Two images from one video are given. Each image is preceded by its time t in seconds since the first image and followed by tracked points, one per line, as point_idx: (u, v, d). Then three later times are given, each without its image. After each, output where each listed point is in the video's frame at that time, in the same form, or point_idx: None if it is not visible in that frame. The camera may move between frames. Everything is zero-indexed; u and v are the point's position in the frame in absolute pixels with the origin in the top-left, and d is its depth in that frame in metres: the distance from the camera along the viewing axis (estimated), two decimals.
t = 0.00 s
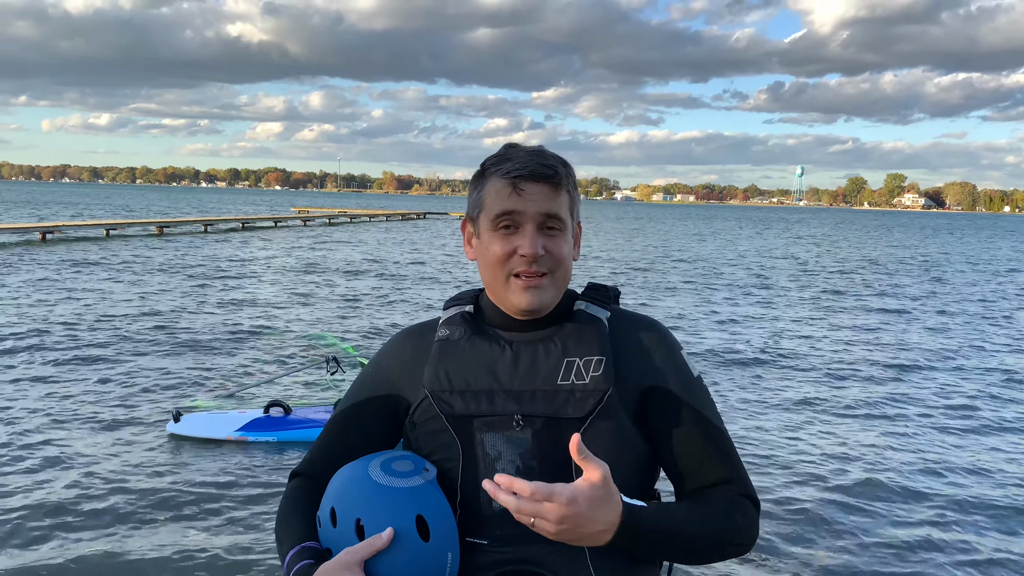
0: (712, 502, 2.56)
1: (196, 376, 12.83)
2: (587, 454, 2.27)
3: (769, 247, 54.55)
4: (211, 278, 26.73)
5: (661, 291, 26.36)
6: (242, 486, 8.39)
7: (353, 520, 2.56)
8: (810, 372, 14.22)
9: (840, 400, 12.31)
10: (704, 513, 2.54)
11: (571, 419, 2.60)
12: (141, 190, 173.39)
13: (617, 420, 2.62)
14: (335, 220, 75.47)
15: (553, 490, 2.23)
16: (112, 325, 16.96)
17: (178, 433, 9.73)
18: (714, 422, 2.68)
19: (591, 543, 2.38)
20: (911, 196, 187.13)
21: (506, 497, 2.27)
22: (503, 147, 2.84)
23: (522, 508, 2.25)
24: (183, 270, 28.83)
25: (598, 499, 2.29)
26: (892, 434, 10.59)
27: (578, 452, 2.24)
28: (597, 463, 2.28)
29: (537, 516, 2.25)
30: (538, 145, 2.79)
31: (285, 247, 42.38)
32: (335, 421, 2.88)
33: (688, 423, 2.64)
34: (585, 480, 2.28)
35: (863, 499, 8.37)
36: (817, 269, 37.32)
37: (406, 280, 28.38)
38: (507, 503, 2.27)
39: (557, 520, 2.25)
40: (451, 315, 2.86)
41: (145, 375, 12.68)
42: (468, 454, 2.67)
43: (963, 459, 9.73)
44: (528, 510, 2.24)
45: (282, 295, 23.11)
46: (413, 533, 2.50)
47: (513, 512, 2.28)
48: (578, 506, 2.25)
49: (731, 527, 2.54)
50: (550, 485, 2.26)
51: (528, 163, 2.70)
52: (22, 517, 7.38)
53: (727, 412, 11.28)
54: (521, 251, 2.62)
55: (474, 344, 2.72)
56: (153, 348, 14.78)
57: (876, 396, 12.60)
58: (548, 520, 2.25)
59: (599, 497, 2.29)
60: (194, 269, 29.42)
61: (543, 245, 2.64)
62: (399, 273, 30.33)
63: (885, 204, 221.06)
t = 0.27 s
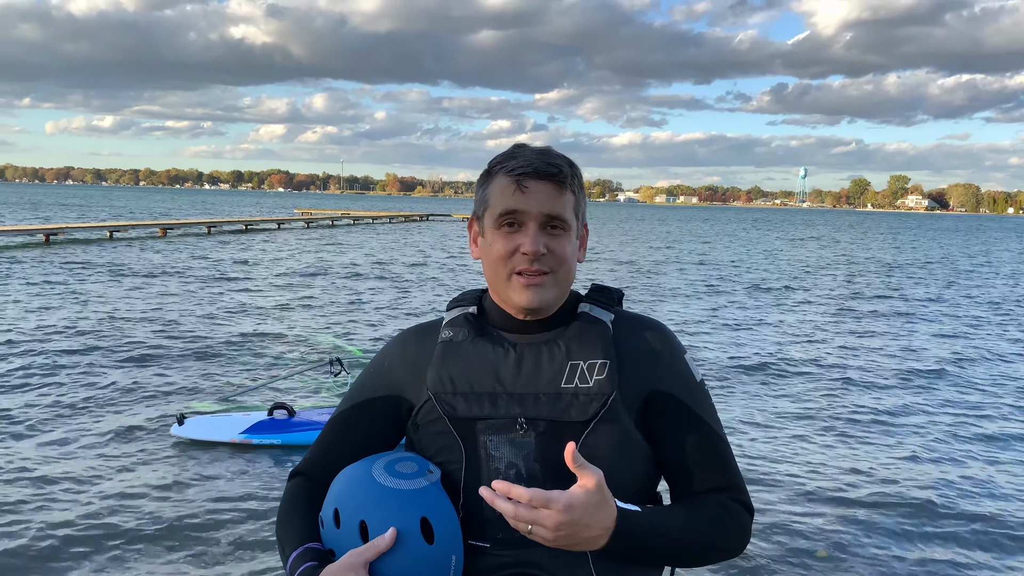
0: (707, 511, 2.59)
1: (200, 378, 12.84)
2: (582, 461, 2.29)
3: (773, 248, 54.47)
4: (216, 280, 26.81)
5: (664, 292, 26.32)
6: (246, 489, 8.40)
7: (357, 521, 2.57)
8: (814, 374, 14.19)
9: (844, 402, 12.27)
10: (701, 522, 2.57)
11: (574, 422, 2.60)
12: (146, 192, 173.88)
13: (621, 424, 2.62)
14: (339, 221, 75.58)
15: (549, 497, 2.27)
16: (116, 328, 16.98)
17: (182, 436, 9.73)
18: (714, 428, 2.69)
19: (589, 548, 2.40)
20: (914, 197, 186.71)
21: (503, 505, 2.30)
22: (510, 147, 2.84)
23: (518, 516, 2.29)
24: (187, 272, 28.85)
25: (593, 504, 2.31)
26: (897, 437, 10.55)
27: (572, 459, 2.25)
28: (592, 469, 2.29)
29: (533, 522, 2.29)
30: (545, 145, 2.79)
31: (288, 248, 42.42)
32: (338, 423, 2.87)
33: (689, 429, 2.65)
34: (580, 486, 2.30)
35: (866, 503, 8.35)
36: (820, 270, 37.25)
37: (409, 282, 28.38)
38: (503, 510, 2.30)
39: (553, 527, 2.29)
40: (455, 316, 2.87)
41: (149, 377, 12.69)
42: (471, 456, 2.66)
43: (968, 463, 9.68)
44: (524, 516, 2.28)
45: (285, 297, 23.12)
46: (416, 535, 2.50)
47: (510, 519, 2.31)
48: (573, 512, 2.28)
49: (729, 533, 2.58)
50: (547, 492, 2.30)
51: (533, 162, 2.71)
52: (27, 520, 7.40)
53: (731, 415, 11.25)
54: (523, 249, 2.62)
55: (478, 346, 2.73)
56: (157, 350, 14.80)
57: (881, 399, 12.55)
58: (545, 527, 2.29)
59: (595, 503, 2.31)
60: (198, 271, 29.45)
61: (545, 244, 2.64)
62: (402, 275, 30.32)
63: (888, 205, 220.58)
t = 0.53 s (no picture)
0: (708, 512, 2.61)
1: (202, 380, 12.85)
2: (584, 465, 2.30)
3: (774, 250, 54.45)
4: (217, 281, 26.84)
5: (665, 293, 26.32)
6: (248, 490, 8.41)
7: (362, 523, 2.57)
8: (816, 375, 14.18)
9: (846, 403, 12.26)
10: (703, 524, 2.58)
11: (577, 423, 2.61)
12: (148, 194, 174.11)
13: (623, 425, 2.63)
14: (340, 223, 75.62)
15: (553, 502, 2.28)
16: (117, 329, 16.98)
17: (184, 437, 9.75)
18: (715, 431, 2.71)
19: (591, 552, 2.40)
20: (916, 199, 186.52)
21: (507, 515, 2.29)
22: (518, 149, 2.85)
23: (523, 524, 2.27)
24: (187, 273, 28.86)
25: (596, 507, 2.32)
26: (899, 437, 10.55)
27: (575, 463, 2.28)
28: (595, 472, 2.31)
29: (539, 529, 2.28)
30: (553, 148, 2.81)
31: (289, 250, 42.42)
32: (340, 425, 2.88)
33: (691, 431, 2.67)
34: (582, 489, 2.31)
35: (870, 502, 8.35)
36: (822, 272, 37.26)
37: (410, 283, 28.38)
38: (508, 521, 2.28)
39: (558, 532, 2.29)
40: (457, 318, 2.88)
41: (151, 379, 12.70)
42: (475, 457, 2.67)
43: (971, 462, 9.68)
44: (529, 524, 2.27)
45: (287, 298, 23.15)
46: (422, 537, 2.51)
47: (515, 529, 2.30)
48: (577, 515, 2.29)
49: (731, 533, 2.60)
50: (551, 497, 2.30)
51: (541, 165, 2.72)
52: (31, 521, 7.42)
53: (733, 416, 11.24)
54: (529, 252, 2.64)
55: (481, 348, 2.74)
56: (158, 351, 14.81)
57: (883, 399, 12.55)
58: (551, 532, 2.28)
59: (598, 504, 2.32)
60: (199, 272, 29.45)
61: (551, 247, 2.66)
62: (403, 276, 30.33)
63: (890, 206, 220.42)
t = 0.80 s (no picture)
0: (721, 499, 2.58)
1: (203, 380, 12.85)
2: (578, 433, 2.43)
3: (776, 250, 54.44)
4: (219, 282, 26.87)
5: (666, 294, 26.32)
6: (249, 490, 8.42)
7: (363, 527, 2.57)
8: (817, 376, 14.17)
9: (848, 403, 12.25)
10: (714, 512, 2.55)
11: (578, 422, 2.60)
12: (150, 194, 174.28)
13: (622, 425, 2.63)
14: (341, 224, 75.69)
15: (548, 465, 2.37)
16: (118, 329, 17.00)
17: (185, 437, 9.76)
18: (717, 429, 2.71)
19: (605, 519, 2.39)
20: (917, 200, 186.62)
21: (505, 492, 2.40)
22: (520, 150, 2.86)
23: (521, 498, 2.37)
24: (188, 274, 28.91)
25: (597, 468, 2.36)
26: (900, 437, 10.55)
27: (566, 427, 2.42)
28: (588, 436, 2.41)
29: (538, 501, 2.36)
30: (554, 150, 2.81)
31: (290, 250, 42.48)
32: (338, 427, 2.87)
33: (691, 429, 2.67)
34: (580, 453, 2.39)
35: (871, 503, 8.34)
36: (823, 272, 37.25)
37: (411, 283, 28.41)
38: (508, 496, 2.39)
39: (559, 495, 2.34)
40: (455, 320, 2.87)
41: (152, 379, 12.71)
42: (476, 458, 2.67)
43: (972, 463, 9.67)
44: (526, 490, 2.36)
45: (288, 299, 23.17)
46: (424, 539, 2.51)
47: (516, 500, 2.39)
48: (575, 474, 2.34)
49: (741, 524, 2.58)
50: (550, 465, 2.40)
51: (545, 165, 2.72)
52: (33, 522, 7.44)
53: (734, 416, 11.25)
54: (530, 252, 2.63)
55: (480, 349, 2.73)
56: (160, 352, 14.83)
57: (884, 400, 12.53)
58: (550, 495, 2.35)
59: (598, 466, 2.37)
60: (200, 273, 29.51)
61: (553, 247, 2.66)
62: (404, 277, 30.34)
63: (891, 207, 220.36)
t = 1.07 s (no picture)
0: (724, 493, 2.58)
1: (202, 379, 12.87)
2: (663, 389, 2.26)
3: (775, 250, 54.47)
4: (218, 281, 26.86)
5: (665, 294, 26.36)
6: (249, 490, 8.42)
7: (360, 526, 2.56)
8: (815, 376, 14.20)
9: (846, 403, 12.28)
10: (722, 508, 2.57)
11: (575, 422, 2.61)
12: (149, 194, 174.28)
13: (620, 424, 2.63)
14: (341, 223, 75.68)
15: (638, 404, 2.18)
16: (118, 328, 17.03)
17: (184, 437, 9.75)
18: (714, 430, 2.72)
19: (660, 478, 2.25)
20: (916, 200, 186.74)
21: (592, 403, 2.17)
22: (523, 151, 2.87)
23: (607, 413, 2.16)
24: (188, 273, 28.95)
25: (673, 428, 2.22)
26: (898, 437, 10.57)
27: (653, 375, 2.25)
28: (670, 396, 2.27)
29: (620, 426, 2.16)
30: (557, 151, 2.83)
31: (290, 250, 42.53)
32: (336, 427, 2.86)
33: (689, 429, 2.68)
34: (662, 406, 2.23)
35: (870, 504, 8.35)
36: (822, 272, 37.30)
37: (411, 283, 28.45)
38: (591, 409, 2.17)
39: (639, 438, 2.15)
40: (453, 320, 2.86)
41: (152, 378, 12.73)
42: (473, 458, 2.66)
43: (971, 464, 9.67)
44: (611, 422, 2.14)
45: (287, 298, 23.21)
46: (421, 538, 2.50)
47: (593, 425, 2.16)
48: (661, 424, 2.18)
49: (746, 521, 2.59)
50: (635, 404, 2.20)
51: (547, 164, 2.74)
52: (33, 521, 7.45)
53: (732, 415, 11.27)
54: (532, 248, 2.62)
55: (478, 350, 2.73)
56: (160, 351, 14.86)
57: (883, 400, 12.54)
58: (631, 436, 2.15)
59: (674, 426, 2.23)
60: (200, 272, 29.56)
61: (554, 245, 2.65)
62: (404, 276, 30.39)
63: (890, 207, 220.52)
